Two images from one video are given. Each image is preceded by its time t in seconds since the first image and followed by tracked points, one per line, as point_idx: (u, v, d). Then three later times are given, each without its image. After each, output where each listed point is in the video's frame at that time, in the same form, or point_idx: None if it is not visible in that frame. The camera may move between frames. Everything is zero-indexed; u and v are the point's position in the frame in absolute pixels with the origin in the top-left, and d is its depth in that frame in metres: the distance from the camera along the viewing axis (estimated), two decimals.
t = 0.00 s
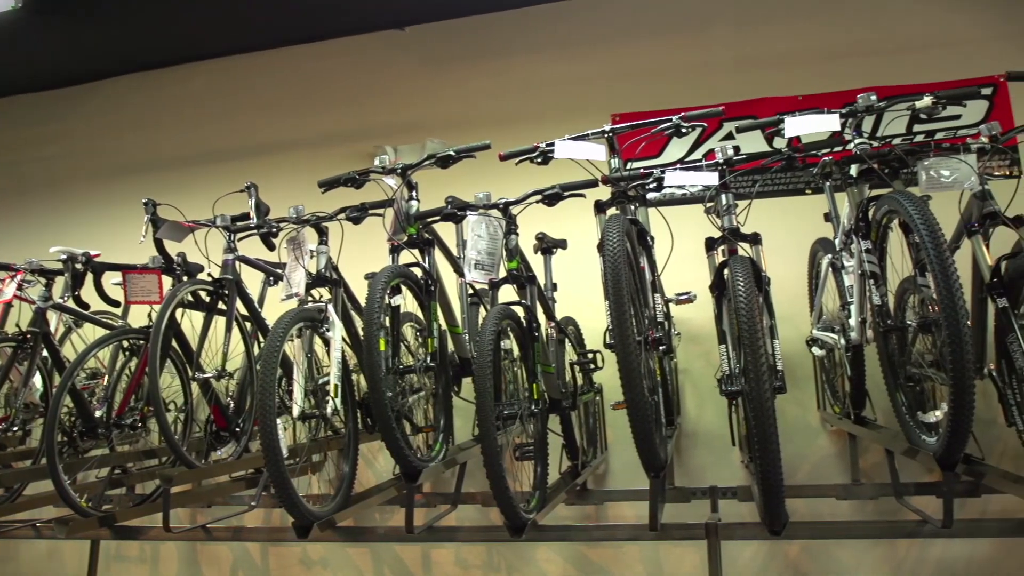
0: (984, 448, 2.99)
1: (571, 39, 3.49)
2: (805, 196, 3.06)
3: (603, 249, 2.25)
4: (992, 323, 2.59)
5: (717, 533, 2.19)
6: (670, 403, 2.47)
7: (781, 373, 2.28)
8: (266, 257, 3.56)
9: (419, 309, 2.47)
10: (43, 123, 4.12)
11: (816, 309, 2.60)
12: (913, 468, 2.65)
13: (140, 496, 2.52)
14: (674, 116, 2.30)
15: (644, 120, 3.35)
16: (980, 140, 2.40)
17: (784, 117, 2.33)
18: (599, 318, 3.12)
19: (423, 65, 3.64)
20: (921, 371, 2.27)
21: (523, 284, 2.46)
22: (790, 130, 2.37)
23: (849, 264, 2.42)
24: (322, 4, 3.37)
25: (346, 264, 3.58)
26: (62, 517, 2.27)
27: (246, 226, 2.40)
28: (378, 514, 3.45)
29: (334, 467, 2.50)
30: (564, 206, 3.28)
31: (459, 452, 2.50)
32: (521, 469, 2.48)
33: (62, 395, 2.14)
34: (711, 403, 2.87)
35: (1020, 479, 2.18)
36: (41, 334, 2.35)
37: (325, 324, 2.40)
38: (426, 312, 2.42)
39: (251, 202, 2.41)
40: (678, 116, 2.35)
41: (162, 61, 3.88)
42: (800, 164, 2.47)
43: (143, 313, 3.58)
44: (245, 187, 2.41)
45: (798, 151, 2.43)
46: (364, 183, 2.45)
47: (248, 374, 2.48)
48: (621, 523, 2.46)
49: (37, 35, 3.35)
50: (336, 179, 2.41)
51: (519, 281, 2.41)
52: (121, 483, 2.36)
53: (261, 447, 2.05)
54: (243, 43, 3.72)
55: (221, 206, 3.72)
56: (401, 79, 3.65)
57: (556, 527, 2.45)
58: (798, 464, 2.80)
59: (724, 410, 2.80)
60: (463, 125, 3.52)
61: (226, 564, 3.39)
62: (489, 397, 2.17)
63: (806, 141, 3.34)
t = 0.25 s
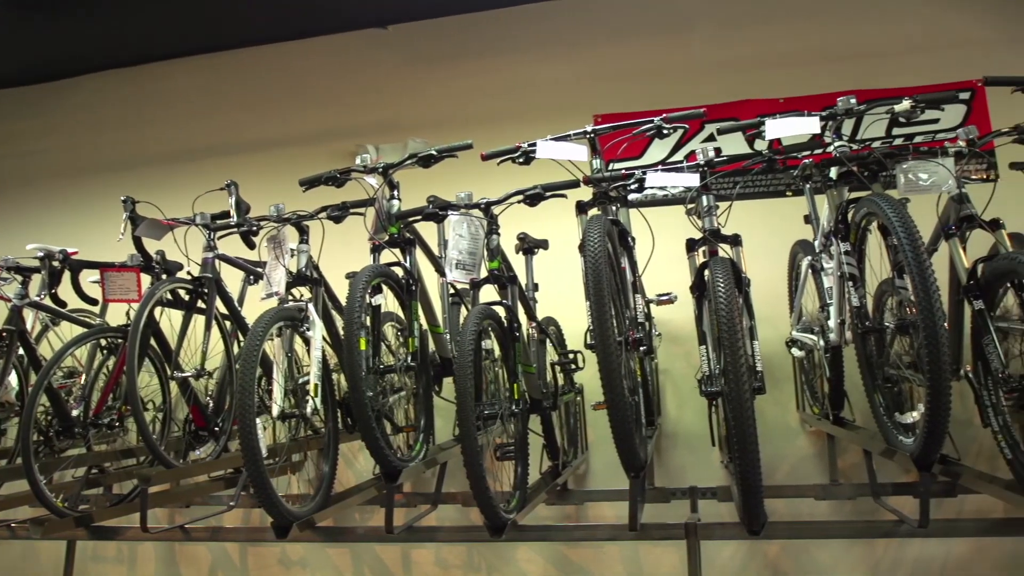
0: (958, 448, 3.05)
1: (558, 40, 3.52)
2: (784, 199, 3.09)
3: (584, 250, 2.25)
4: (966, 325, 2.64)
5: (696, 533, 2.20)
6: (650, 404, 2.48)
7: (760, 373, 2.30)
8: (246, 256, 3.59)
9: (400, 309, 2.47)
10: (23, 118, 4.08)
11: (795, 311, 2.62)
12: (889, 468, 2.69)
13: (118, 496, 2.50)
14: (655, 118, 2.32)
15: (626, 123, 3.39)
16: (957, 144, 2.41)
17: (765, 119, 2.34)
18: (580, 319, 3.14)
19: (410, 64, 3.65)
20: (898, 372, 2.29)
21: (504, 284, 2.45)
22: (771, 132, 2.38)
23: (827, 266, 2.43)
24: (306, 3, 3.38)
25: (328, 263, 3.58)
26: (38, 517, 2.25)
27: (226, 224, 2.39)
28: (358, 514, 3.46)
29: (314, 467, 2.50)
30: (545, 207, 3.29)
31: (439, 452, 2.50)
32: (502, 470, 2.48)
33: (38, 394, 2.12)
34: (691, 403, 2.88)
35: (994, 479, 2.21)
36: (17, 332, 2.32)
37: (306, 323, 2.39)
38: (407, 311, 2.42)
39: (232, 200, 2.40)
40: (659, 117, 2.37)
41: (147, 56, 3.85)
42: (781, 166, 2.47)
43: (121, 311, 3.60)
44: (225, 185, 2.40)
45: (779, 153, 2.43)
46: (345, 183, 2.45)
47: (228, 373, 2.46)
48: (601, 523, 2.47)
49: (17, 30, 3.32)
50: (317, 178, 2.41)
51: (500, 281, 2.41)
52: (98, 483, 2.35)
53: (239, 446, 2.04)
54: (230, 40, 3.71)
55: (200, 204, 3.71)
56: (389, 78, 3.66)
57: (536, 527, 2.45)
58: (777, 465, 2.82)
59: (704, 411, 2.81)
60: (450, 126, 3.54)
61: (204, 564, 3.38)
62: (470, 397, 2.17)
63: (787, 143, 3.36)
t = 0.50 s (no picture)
0: (934, 448, 3.09)
1: (545, 39, 3.53)
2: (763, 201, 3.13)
3: (565, 250, 2.26)
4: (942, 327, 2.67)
5: (674, 533, 2.21)
6: (630, 404, 2.49)
7: (739, 374, 2.31)
8: (225, 254, 3.60)
9: (381, 308, 2.47)
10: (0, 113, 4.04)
11: (775, 312, 2.63)
12: (865, 469, 2.71)
13: (94, 496, 2.48)
14: (636, 118, 2.33)
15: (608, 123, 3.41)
16: (935, 147, 2.43)
17: (745, 121, 2.35)
18: (560, 319, 3.15)
19: (397, 63, 3.64)
20: (875, 374, 2.31)
21: (485, 284, 2.45)
22: (751, 134, 2.39)
23: (806, 267, 2.44)
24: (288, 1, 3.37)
25: (308, 261, 3.57)
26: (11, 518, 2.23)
27: (205, 222, 2.38)
28: (337, 514, 3.45)
29: (293, 466, 2.50)
30: (527, 207, 3.30)
31: (419, 451, 2.50)
32: (481, 469, 2.48)
33: (12, 393, 2.10)
34: (670, 404, 2.90)
35: (968, 479, 2.23)
36: None
37: (285, 322, 2.39)
38: (388, 310, 2.42)
39: (211, 198, 2.40)
40: (640, 118, 2.38)
41: (131, 51, 3.82)
42: (761, 168, 2.48)
43: (98, 309, 3.62)
44: (204, 183, 2.39)
45: (759, 155, 2.43)
46: (326, 181, 2.45)
47: (206, 373, 2.46)
48: (580, 523, 2.47)
49: None
50: (297, 176, 2.41)
51: (481, 281, 2.41)
52: (74, 483, 2.34)
53: (217, 446, 2.02)
54: (216, 35, 3.68)
55: (179, 202, 3.70)
56: (375, 76, 3.65)
57: (515, 527, 2.45)
58: (756, 465, 2.84)
59: (683, 411, 2.83)
60: (435, 125, 3.54)
61: (182, 564, 3.37)
62: (450, 396, 2.17)
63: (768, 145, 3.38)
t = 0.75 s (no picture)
0: (912, 449, 3.12)
1: (532, 39, 3.53)
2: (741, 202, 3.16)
3: (546, 251, 2.26)
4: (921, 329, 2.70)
5: (654, 533, 2.21)
6: (610, 404, 2.49)
7: (719, 374, 2.32)
8: (206, 252, 3.60)
9: (361, 308, 2.47)
10: None
11: (756, 313, 2.64)
12: (844, 469, 2.73)
13: (71, 496, 2.45)
14: (619, 119, 2.33)
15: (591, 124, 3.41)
16: (914, 151, 2.45)
17: (728, 123, 2.35)
18: (542, 319, 3.16)
19: (383, 61, 3.63)
20: (854, 375, 2.32)
21: (467, 284, 2.45)
22: (733, 136, 2.40)
23: (787, 268, 2.45)
24: None
25: (289, 260, 3.56)
26: None
27: (185, 220, 2.37)
28: (318, 514, 3.45)
29: (273, 466, 2.49)
30: (508, 206, 3.31)
31: (400, 452, 2.49)
32: (462, 469, 2.48)
33: None
34: (651, 404, 2.91)
35: (945, 479, 2.25)
36: None
37: (265, 321, 2.39)
38: (368, 310, 2.43)
39: (192, 196, 2.39)
40: (623, 119, 2.38)
41: (115, 46, 3.80)
42: (742, 170, 2.49)
43: (75, 307, 3.60)
44: (184, 180, 2.38)
45: (740, 157, 2.45)
46: (307, 180, 2.45)
47: (185, 372, 2.47)
48: (561, 523, 2.47)
49: None
50: (279, 175, 2.40)
51: (462, 281, 2.41)
52: (51, 483, 2.31)
53: (196, 446, 2.01)
54: (201, 31, 3.66)
55: (159, 199, 3.69)
56: (362, 74, 3.64)
57: (496, 527, 2.44)
58: (736, 466, 2.85)
59: (664, 411, 2.84)
60: (421, 124, 3.54)
61: (160, 565, 3.36)
62: (431, 396, 2.16)
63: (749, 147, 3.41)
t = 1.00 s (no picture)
0: (890, 450, 3.16)
1: (519, 38, 3.53)
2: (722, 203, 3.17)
3: (528, 251, 2.26)
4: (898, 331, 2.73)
5: (634, 533, 2.22)
6: (591, 404, 2.50)
7: (699, 375, 2.33)
8: (186, 250, 3.59)
9: (342, 307, 2.47)
10: None
11: (736, 314, 2.65)
12: (822, 469, 2.75)
13: (46, 496, 2.42)
14: (601, 120, 2.34)
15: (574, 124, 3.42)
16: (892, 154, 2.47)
17: (709, 124, 2.36)
18: (523, 319, 3.17)
19: (370, 59, 3.62)
20: (833, 376, 2.33)
21: (447, 284, 2.44)
22: (714, 138, 2.41)
23: (767, 270, 2.46)
24: None
25: (270, 258, 3.55)
26: None
27: (165, 218, 2.35)
28: (298, 514, 3.44)
29: (253, 466, 2.48)
30: (490, 206, 3.32)
31: (380, 451, 2.50)
32: (442, 468, 2.48)
33: None
34: (632, 404, 2.92)
35: (921, 480, 2.28)
36: None
37: (245, 320, 2.37)
38: (349, 309, 2.42)
39: (171, 193, 2.38)
40: (605, 120, 2.38)
41: (97, 42, 3.77)
42: (723, 172, 2.50)
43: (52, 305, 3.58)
44: (164, 178, 2.37)
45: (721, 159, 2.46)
46: (288, 178, 2.45)
47: (164, 371, 2.45)
48: (541, 523, 2.47)
49: None
50: (260, 173, 2.40)
51: (444, 281, 2.39)
52: (26, 483, 2.28)
53: (173, 445, 1.99)
54: (187, 27, 3.64)
55: (138, 197, 3.67)
56: (348, 72, 3.63)
57: (476, 527, 2.44)
58: (715, 467, 2.87)
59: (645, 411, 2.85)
60: (408, 123, 3.54)
61: (138, 566, 3.34)
62: (411, 396, 2.16)
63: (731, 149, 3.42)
